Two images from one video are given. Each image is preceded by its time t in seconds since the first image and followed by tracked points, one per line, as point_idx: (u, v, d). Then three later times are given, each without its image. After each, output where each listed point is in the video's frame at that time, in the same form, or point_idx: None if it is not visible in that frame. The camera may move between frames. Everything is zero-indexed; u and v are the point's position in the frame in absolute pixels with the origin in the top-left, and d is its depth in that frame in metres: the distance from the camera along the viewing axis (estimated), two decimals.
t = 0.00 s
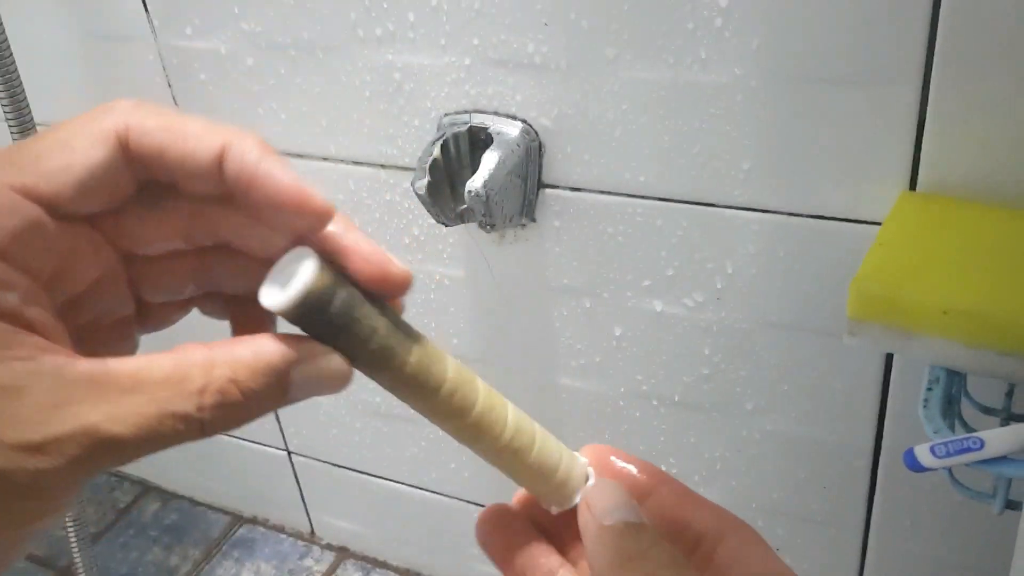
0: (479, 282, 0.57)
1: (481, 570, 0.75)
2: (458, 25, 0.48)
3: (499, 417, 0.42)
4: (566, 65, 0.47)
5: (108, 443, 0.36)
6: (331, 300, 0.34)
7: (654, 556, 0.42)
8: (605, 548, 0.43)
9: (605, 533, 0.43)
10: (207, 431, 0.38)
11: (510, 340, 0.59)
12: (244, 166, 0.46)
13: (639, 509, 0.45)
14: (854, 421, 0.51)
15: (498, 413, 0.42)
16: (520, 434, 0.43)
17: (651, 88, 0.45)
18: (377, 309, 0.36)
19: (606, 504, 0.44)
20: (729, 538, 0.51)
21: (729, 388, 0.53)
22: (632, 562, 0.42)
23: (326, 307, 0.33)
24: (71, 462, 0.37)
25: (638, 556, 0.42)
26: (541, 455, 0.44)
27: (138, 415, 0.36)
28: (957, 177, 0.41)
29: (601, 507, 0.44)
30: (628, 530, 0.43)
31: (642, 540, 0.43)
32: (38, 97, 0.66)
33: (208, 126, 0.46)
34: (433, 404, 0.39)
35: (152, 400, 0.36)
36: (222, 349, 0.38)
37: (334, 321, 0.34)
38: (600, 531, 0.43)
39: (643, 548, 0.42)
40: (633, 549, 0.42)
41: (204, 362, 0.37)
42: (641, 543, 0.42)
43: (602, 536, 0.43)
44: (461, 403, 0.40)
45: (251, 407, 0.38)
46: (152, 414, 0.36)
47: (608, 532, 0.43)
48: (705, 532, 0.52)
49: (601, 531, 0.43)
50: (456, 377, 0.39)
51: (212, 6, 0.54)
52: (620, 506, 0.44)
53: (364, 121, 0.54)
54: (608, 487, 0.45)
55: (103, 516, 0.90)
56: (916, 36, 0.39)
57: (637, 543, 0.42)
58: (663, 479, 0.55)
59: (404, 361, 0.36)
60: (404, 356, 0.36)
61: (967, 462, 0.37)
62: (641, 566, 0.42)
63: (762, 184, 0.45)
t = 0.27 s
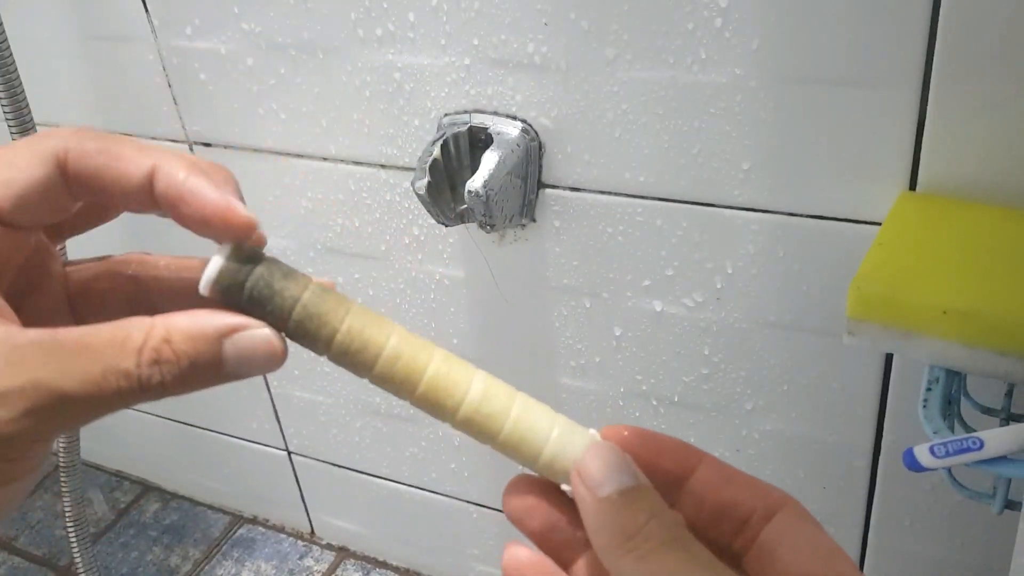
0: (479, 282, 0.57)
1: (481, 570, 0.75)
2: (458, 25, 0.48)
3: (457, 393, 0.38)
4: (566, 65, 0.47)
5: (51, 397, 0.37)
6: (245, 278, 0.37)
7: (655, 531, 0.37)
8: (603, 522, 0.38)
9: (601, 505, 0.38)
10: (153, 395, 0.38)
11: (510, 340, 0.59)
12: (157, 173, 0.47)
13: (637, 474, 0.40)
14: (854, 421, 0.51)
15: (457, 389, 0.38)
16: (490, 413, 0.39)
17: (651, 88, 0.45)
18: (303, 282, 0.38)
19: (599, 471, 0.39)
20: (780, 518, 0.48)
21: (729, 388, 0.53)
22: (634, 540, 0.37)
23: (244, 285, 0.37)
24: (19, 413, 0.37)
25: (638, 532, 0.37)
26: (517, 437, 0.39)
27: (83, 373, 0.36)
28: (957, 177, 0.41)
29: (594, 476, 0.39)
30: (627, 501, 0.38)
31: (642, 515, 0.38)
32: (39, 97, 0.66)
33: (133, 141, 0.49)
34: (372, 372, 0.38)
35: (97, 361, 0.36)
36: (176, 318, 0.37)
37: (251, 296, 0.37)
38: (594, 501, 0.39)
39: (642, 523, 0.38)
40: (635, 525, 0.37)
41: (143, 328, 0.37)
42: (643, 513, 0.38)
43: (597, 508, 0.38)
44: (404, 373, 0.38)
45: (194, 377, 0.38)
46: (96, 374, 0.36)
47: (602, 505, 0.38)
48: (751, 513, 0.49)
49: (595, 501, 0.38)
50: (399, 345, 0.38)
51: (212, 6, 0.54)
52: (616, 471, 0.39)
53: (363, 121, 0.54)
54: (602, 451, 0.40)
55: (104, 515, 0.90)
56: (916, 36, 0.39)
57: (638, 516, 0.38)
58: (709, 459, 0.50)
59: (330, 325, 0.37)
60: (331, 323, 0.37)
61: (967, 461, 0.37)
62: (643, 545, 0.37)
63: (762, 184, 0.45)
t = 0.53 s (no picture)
0: (479, 282, 0.57)
1: (481, 570, 0.75)
2: (458, 25, 0.48)
3: (435, 381, 0.38)
4: (566, 65, 0.47)
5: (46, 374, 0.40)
6: (242, 273, 0.41)
7: (644, 521, 0.37)
8: (590, 513, 0.38)
9: (587, 493, 0.38)
10: (138, 380, 0.41)
11: (510, 340, 0.59)
12: (139, 154, 0.52)
13: (622, 455, 0.39)
14: (854, 421, 0.51)
15: (434, 378, 0.38)
16: (468, 401, 0.38)
17: (652, 88, 0.45)
18: (297, 278, 0.41)
19: (586, 457, 0.38)
20: (781, 508, 0.47)
21: (729, 388, 0.53)
22: (623, 531, 0.37)
23: (240, 279, 0.40)
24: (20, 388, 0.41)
25: (627, 523, 0.37)
26: (492, 430, 0.38)
27: (77, 352, 0.40)
28: (957, 177, 0.41)
29: (579, 463, 0.38)
30: (615, 493, 0.38)
31: (630, 507, 0.37)
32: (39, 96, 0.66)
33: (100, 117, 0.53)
34: (358, 361, 0.39)
35: (89, 341, 0.40)
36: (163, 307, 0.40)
37: (246, 290, 0.40)
38: (580, 489, 0.38)
39: (630, 514, 0.37)
40: (623, 518, 0.37)
41: (137, 315, 0.40)
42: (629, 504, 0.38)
43: (583, 496, 0.38)
44: (384, 360, 0.39)
45: (176, 365, 0.40)
46: (89, 353, 0.40)
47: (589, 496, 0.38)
48: (750, 507, 0.49)
49: (581, 489, 0.38)
50: (383, 334, 0.39)
51: (212, 5, 0.54)
52: (602, 456, 0.38)
53: (363, 121, 0.54)
54: (586, 433, 0.39)
55: (104, 515, 0.90)
56: (917, 36, 0.39)
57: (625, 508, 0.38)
58: (711, 447, 0.50)
59: (315, 313, 0.39)
60: (315, 312, 0.39)
61: (967, 461, 0.37)
62: (632, 536, 0.37)
63: (762, 185, 0.45)
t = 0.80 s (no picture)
0: (479, 282, 0.57)
1: (480, 570, 0.75)
2: (458, 25, 0.48)
3: (459, 385, 0.39)
4: (566, 65, 0.47)
5: (29, 350, 0.41)
6: (275, 272, 0.42)
7: (669, 515, 0.35)
8: (615, 501, 0.36)
9: (611, 481, 0.36)
10: (119, 358, 0.41)
11: (510, 340, 0.59)
12: (179, 211, 0.54)
13: (651, 449, 0.37)
14: (854, 421, 0.51)
15: (459, 382, 0.39)
16: (491, 405, 0.38)
17: (652, 88, 0.45)
18: (328, 279, 0.42)
19: (612, 445, 0.36)
20: (786, 518, 0.47)
21: (729, 388, 0.53)
22: (645, 522, 0.35)
23: (272, 276, 0.41)
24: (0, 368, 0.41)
25: (651, 514, 0.35)
26: (514, 435, 0.38)
27: (62, 327, 0.41)
28: (957, 176, 0.41)
29: (606, 449, 0.36)
30: (639, 479, 0.36)
31: (654, 493, 0.35)
32: (38, 96, 0.66)
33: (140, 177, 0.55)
34: (385, 362, 0.40)
35: (74, 315, 0.41)
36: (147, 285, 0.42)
37: (276, 289, 0.41)
38: (604, 476, 0.36)
39: (654, 503, 0.35)
40: (645, 504, 0.35)
41: (120, 295, 0.42)
42: (656, 493, 0.35)
43: (607, 483, 0.36)
44: (410, 363, 0.39)
45: (158, 338, 0.41)
46: (74, 325, 0.41)
47: (613, 481, 0.36)
48: (754, 515, 0.48)
49: (606, 476, 0.36)
50: (409, 338, 0.40)
51: (212, 6, 0.54)
52: (628, 448, 0.36)
53: (363, 121, 0.54)
54: (614, 425, 0.37)
55: (104, 515, 0.90)
56: (917, 37, 0.39)
57: (649, 495, 0.35)
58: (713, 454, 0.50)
59: (345, 314, 0.40)
60: (346, 313, 0.40)
61: (967, 462, 0.37)
62: (654, 528, 0.35)
63: (762, 184, 0.45)
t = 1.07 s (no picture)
0: (479, 282, 0.57)
1: (481, 570, 0.75)
2: (459, 25, 0.48)
3: (472, 388, 0.39)
4: (566, 65, 0.47)
5: (47, 340, 0.42)
6: (287, 268, 0.41)
7: (684, 508, 0.35)
8: (631, 490, 0.35)
9: (628, 470, 0.35)
10: (133, 345, 0.42)
11: (510, 340, 0.59)
12: (204, 231, 0.54)
13: (673, 435, 0.37)
14: (854, 421, 0.51)
15: (472, 385, 0.39)
16: (502, 407, 0.38)
17: (652, 88, 0.45)
18: (340, 275, 0.41)
19: (631, 432, 0.36)
20: (797, 527, 0.46)
21: (729, 388, 0.53)
22: (660, 513, 0.35)
23: (286, 272, 0.41)
24: (19, 359, 0.43)
25: (667, 506, 0.35)
26: (525, 440, 0.38)
27: (80, 316, 0.42)
28: (957, 176, 0.41)
29: (625, 436, 0.36)
30: (656, 467, 0.35)
31: (671, 482, 0.35)
32: (38, 96, 0.66)
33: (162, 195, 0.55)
34: (398, 363, 0.40)
35: (90, 303, 0.42)
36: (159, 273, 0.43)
37: (288, 286, 0.41)
38: (622, 463, 0.36)
39: (670, 494, 0.35)
40: (662, 495, 0.35)
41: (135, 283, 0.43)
42: (674, 484, 0.35)
43: (625, 471, 0.36)
44: (423, 365, 0.39)
45: (170, 324, 0.42)
46: (89, 313, 0.42)
47: (631, 468, 0.35)
48: (765, 526, 0.48)
49: (622, 464, 0.36)
50: (423, 339, 0.40)
51: (212, 6, 0.54)
52: (649, 434, 0.36)
53: (363, 121, 0.54)
54: (636, 408, 0.36)
55: (104, 515, 0.90)
56: (917, 37, 0.39)
57: (666, 484, 0.35)
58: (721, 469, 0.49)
59: (358, 314, 0.40)
60: (359, 313, 0.40)
61: (967, 462, 0.37)
62: (669, 519, 0.35)
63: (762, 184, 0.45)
